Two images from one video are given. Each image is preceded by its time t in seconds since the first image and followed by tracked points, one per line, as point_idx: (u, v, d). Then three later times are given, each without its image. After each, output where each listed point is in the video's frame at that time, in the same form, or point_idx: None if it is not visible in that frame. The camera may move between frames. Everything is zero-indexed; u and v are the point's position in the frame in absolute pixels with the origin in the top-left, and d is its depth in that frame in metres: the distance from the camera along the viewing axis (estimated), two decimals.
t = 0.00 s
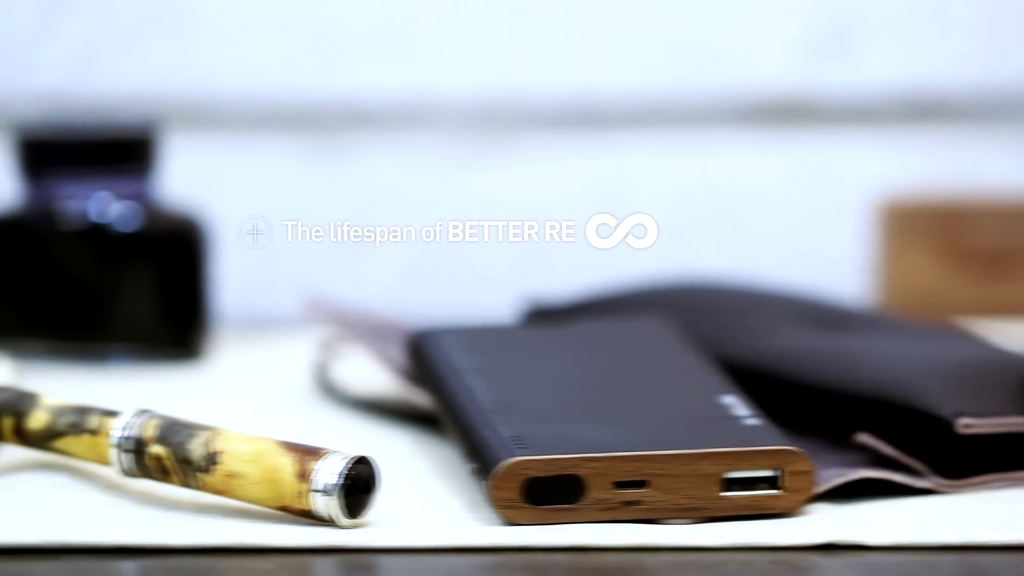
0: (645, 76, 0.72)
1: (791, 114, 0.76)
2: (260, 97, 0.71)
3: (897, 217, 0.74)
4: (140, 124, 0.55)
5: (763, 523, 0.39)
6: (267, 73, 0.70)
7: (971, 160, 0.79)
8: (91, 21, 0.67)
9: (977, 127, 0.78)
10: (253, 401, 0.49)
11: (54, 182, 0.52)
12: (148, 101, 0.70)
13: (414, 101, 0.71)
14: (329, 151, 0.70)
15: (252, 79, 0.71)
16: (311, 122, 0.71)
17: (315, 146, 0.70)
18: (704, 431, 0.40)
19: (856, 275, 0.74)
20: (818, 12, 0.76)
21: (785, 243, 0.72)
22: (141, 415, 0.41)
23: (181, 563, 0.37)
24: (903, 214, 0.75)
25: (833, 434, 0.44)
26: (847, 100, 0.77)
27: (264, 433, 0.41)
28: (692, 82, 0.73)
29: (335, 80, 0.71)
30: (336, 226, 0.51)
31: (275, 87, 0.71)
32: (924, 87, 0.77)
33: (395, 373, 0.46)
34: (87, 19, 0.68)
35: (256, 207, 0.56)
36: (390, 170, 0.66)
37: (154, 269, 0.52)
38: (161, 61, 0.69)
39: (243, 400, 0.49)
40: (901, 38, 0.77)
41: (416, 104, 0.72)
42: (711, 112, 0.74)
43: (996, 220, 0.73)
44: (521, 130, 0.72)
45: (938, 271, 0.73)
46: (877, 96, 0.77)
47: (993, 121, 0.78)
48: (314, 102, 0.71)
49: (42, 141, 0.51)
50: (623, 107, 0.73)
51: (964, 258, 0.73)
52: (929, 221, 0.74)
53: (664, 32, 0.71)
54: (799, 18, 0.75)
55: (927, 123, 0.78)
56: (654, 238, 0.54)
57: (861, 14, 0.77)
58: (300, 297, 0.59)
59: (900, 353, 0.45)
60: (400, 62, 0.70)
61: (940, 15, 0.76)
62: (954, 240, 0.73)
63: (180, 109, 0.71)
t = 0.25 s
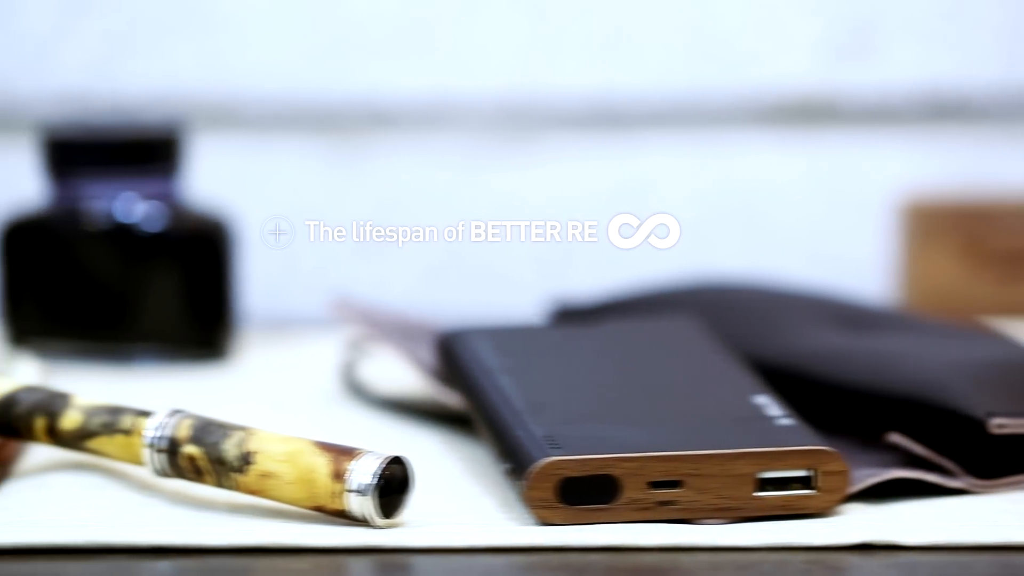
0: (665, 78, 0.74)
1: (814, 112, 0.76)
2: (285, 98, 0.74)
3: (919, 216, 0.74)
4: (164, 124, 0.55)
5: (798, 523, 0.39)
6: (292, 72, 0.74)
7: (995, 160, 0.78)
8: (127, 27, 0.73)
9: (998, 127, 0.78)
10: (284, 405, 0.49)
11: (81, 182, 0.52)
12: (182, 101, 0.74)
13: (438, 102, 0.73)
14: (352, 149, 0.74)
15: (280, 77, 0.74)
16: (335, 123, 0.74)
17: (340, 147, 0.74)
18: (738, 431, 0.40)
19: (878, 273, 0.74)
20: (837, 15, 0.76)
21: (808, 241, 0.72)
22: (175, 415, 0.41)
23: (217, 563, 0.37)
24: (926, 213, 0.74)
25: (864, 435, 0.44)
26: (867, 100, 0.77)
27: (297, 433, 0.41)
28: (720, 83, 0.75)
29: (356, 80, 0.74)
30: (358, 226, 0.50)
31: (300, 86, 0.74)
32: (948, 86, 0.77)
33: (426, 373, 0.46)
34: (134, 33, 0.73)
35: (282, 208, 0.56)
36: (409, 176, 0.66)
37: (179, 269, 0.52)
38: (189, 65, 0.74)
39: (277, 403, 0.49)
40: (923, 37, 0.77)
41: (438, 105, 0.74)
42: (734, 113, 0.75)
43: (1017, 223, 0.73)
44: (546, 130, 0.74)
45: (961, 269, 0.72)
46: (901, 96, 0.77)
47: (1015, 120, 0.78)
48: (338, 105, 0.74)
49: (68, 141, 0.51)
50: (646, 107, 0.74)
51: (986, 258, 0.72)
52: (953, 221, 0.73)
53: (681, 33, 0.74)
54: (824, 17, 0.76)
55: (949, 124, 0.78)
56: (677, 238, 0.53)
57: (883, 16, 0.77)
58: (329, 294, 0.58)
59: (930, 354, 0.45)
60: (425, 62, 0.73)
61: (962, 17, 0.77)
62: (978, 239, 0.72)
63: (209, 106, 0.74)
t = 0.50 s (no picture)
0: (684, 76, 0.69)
1: (835, 114, 0.74)
2: (297, 99, 0.72)
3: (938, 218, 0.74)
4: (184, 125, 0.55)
5: (826, 522, 0.39)
6: (308, 70, 0.71)
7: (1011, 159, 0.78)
8: (145, 26, 0.69)
9: (1014, 127, 0.77)
10: (305, 400, 0.49)
11: (102, 182, 0.52)
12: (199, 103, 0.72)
13: (455, 101, 0.70)
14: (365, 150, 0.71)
15: (298, 75, 0.71)
16: (352, 124, 0.72)
17: (354, 148, 0.71)
18: (767, 431, 0.40)
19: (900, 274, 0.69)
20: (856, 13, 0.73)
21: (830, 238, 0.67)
22: (203, 415, 0.41)
23: (248, 563, 0.37)
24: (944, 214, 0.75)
25: (889, 434, 0.44)
26: (890, 102, 0.76)
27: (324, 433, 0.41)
28: (735, 82, 0.72)
29: (378, 79, 0.69)
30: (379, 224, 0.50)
31: (316, 88, 0.72)
32: (967, 87, 0.76)
33: (452, 373, 0.46)
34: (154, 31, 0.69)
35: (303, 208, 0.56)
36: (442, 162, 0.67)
37: (201, 268, 0.52)
38: (209, 65, 0.71)
39: (296, 398, 0.49)
40: (942, 37, 0.75)
41: (452, 104, 0.70)
42: (750, 111, 0.72)
43: None
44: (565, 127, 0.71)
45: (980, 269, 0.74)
46: (920, 96, 0.76)
47: None
48: (352, 104, 0.71)
49: (90, 141, 0.51)
50: (662, 105, 0.71)
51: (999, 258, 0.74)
52: (967, 222, 0.75)
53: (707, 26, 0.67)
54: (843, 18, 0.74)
55: (967, 123, 0.77)
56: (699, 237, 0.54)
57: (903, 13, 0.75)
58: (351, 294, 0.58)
59: (955, 354, 0.45)
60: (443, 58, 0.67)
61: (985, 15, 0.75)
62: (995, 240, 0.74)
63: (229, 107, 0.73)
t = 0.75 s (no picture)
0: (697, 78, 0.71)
1: (850, 112, 0.74)
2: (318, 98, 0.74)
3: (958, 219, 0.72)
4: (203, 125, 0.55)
5: (851, 523, 0.39)
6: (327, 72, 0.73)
7: None
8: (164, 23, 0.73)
9: None
10: (325, 399, 0.50)
11: (120, 182, 0.52)
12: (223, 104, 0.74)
13: (469, 100, 0.72)
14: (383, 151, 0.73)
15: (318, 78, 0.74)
16: (371, 123, 0.73)
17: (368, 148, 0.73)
18: (791, 431, 0.40)
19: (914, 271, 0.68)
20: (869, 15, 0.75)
21: (845, 236, 0.67)
22: (226, 416, 0.41)
23: (273, 563, 0.37)
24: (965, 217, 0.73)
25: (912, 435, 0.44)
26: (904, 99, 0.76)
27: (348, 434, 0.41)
28: (749, 82, 0.73)
29: (392, 81, 0.73)
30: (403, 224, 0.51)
31: (336, 90, 0.73)
32: (983, 87, 0.76)
33: (472, 372, 0.46)
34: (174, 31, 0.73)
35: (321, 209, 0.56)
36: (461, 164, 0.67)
37: (219, 268, 0.52)
38: (230, 66, 0.74)
39: (315, 398, 0.50)
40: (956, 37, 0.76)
41: (471, 103, 0.72)
42: (764, 112, 0.72)
43: None
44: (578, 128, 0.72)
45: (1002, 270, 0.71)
46: (936, 96, 0.76)
47: None
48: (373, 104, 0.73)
49: (108, 141, 0.51)
50: (677, 107, 0.72)
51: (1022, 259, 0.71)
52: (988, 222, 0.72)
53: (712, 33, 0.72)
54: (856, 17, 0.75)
55: (985, 125, 0.76)
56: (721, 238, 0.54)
57: (916, 14, 0.75)
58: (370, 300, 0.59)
59: (978, 355, 0.45)
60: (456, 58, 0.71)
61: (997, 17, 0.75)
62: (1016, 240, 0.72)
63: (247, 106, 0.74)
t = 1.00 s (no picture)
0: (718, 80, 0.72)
1: (868, 115, 0.75)
2: (336, 103, 0.74)
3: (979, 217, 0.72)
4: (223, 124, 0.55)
5: (880, 523, 0.39)
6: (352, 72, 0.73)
7: None
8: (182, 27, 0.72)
9: None
10: (348, 400, 0.50)
11: (142, 183, 0.52)
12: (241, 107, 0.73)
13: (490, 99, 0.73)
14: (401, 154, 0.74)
15: (346, 78, 0.73)
16: (390, 124, 0.74)
17: (389, 148, 0.74)
18: (820, 431, 0.40)
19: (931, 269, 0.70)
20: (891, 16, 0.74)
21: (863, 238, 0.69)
22: (255, 416, 0.41)
23: (304, 563, 0.37)
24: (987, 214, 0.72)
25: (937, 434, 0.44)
26: (922, 99, 0.76)
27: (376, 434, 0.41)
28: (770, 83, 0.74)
29: (408, 84, 0.73)
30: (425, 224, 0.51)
31: (355, 88, 0.73)
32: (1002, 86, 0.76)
33: (497, 373, 0.46)
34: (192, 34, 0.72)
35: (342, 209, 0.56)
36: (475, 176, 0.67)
37: (241, 269, 0.52)
38: (248, 68, 0.73)
39: (338, 399, 0.50)
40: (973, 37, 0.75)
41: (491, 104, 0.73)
42: (783, 113, 0.73)
43: None
44: (592, 128, 0.74)
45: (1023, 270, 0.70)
46: (953, 98, 0.76)
47: None
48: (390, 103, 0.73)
49: (130, 141, 0.51)
50: (696, 108, 0.73)
51: None
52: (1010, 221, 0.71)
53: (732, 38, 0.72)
54: (880, 18, 0.74)
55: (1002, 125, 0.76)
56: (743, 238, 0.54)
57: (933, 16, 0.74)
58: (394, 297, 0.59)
59: (1003, 355, 0.45)
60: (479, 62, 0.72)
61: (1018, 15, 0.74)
62: None
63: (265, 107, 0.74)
